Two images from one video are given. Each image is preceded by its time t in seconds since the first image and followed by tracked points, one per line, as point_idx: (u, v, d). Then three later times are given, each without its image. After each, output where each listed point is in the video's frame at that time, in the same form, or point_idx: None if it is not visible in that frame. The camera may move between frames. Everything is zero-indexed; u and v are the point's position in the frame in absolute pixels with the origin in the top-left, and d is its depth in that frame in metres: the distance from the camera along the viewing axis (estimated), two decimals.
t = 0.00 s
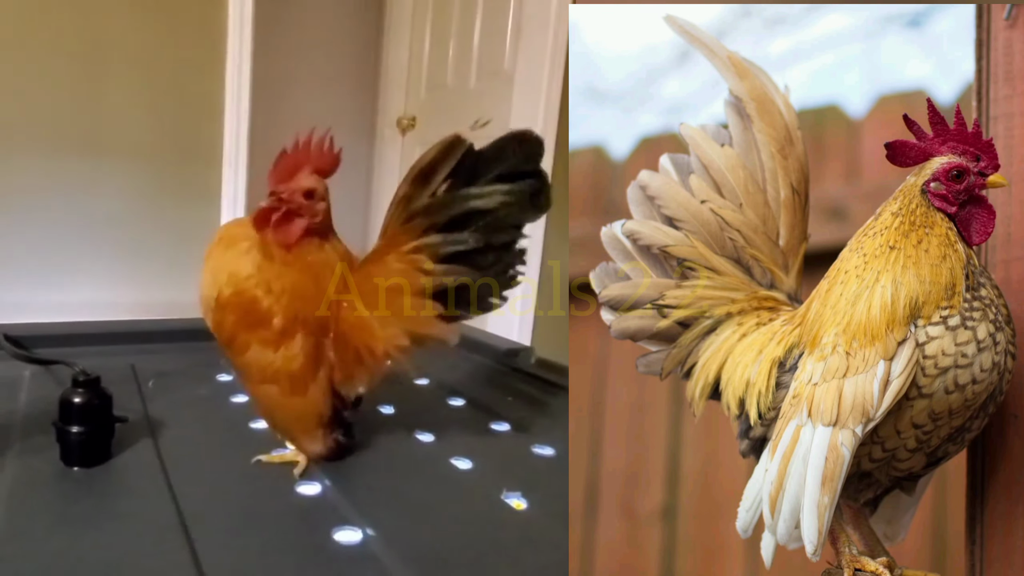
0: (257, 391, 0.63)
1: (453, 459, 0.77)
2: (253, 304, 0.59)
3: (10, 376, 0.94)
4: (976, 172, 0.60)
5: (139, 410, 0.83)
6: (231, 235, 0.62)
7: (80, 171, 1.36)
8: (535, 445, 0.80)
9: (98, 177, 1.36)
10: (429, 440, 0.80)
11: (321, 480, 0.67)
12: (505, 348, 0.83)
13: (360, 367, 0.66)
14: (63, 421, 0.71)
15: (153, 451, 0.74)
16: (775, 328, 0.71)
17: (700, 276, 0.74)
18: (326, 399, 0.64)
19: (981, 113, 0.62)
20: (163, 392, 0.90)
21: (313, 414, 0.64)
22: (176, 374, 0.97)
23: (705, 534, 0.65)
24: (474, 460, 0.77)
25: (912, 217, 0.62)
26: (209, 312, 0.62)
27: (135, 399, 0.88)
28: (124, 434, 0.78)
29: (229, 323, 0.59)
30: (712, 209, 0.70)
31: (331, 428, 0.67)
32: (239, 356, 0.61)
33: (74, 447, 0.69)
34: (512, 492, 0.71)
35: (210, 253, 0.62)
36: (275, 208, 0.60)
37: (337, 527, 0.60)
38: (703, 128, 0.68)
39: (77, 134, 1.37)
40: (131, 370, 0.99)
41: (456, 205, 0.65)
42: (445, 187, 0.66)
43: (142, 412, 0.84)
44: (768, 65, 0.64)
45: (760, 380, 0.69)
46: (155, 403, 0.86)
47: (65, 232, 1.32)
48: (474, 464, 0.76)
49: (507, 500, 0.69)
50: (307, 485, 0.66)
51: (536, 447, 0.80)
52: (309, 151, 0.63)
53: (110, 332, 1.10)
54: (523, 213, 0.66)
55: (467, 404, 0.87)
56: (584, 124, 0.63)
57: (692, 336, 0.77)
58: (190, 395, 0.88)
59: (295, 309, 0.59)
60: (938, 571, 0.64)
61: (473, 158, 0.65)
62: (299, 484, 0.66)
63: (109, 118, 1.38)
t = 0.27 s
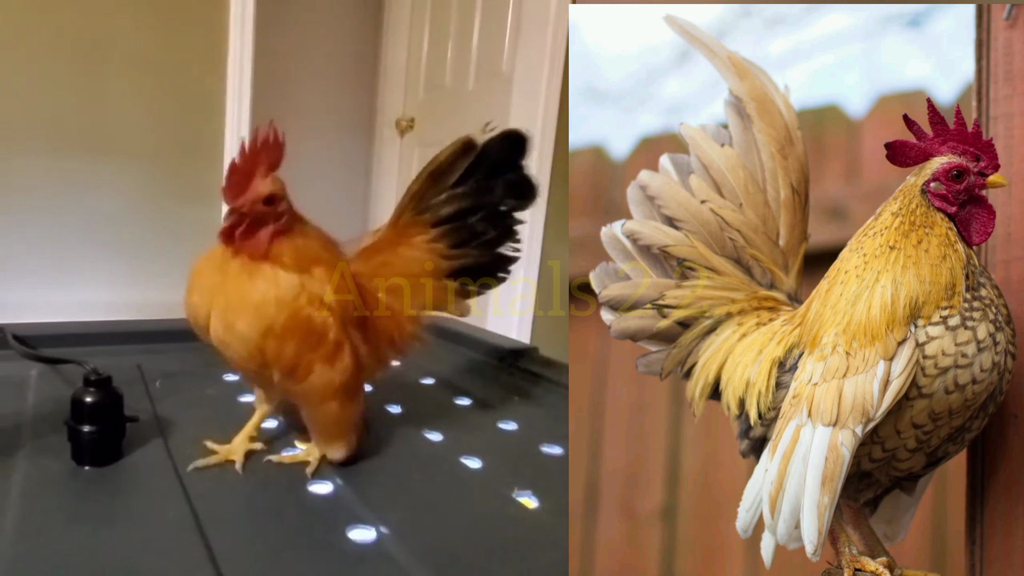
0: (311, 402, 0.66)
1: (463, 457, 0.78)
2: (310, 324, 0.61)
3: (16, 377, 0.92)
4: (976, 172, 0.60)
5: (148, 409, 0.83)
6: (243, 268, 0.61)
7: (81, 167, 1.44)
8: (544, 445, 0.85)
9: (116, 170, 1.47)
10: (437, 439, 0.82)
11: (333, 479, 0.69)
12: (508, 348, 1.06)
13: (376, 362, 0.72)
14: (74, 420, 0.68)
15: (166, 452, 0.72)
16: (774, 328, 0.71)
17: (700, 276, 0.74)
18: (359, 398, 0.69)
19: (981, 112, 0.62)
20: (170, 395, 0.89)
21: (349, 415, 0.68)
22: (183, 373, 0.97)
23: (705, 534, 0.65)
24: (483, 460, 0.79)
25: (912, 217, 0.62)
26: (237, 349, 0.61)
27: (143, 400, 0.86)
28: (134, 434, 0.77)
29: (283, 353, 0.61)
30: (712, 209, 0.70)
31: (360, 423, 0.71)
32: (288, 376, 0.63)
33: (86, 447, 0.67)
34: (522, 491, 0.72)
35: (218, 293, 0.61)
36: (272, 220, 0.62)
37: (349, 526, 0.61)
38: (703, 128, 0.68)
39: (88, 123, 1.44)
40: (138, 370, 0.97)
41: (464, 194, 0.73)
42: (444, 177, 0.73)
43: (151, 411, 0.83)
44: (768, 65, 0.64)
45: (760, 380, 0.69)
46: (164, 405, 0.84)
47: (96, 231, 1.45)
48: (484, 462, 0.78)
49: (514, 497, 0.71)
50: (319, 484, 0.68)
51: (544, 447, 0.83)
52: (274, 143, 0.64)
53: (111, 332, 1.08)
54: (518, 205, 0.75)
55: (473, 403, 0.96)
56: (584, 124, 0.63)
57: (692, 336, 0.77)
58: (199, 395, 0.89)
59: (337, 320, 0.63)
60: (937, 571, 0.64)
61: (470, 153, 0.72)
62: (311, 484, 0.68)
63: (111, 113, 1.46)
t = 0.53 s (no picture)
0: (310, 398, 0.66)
1: (463, 457, 0.78)
2: (306, 315, 0.63)
3: (16, 377, 0.93)
4: (977, 172, 0.60)
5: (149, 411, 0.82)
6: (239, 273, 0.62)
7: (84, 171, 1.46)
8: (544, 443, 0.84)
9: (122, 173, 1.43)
10: (438, 438, 0.82)
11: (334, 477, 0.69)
12: (507, 348, 1.08)
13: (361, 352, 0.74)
14: (76, 420, 0.68)
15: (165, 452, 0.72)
16: (775, 328, 0.71)
17: (700, 276, 0.75)
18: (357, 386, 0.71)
19: (982, 112, 0.62)
20: (171, 394, 0.88)
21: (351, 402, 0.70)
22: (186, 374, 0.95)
23: (705, 534, 0.65)
24: (485, 459, 0.79)
25: (911, 217, 0.62)
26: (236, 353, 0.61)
27: (143, 399, 0.86)
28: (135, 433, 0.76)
29: (287, 346, 0.62)
30: (712, 209, 0.71)
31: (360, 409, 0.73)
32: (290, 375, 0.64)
33: (86, 447, 0.67)
34: (523, 489, 0.72)
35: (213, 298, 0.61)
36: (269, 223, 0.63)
37: (354, 524, 0.61)
38: (703, 128, 0.68)
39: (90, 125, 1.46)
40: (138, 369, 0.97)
41: (405, 174, 0.78)
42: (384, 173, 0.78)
43: (152, 412, 0.82)
44: (769, 65, 0.64)
45: (760, 380, 0.69)
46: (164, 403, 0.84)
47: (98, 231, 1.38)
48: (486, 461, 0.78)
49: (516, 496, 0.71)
50: (322, 483, 0.68)
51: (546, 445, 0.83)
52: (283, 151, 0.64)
53: (111, 332, 1.06)
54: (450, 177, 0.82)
55: (474, 402, 0.96)
56: (584, 124, 0.62)
57: (692, 336, 0.78)
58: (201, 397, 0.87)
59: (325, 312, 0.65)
60: (938, 571, 0.64)
61: (400, 137, 0.78)
62: (315, 483, 0.68)
63: (114, 116, 1.47)
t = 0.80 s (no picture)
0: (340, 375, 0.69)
1: (471, 449, 0.78)
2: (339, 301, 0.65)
3: (28, 372, 0.92)
4: (977, 172, 0.60)
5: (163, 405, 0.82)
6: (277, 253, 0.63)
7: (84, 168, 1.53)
8: (549, 437, 0.84)
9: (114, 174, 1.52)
10: (444, 432, 0.81)
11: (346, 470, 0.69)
12: (510, 345, 1.07)
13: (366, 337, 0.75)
14: (92, 414, 0.67)
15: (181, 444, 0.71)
16: (775, 328, 0.72)
17: (700, 276, 0.74)
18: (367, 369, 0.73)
19: (982, 112, 0.62)
20: (182, 391, 0.88)
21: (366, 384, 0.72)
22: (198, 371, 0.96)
23: (705, 534, 0.65)
24: (493, 451, 0.79)
25: (912, 217, 0.62)
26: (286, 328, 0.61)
27: (154, 394, 0.86)
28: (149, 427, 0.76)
29: (326, 327, 0.63)
30: (712, 209, 0.70)
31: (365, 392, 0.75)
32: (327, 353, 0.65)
33: (104, 440, 0.66)
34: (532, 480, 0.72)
35: (256, 272, 0.61)
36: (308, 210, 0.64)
37: (366, 513, 0.61)
38: (703, 128, 0.67)
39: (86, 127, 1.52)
40: (149, 365, 0.97)
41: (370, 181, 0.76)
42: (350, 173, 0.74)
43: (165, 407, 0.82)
44: (768, 66, 0.64)
45: (760, 380, 0.69)
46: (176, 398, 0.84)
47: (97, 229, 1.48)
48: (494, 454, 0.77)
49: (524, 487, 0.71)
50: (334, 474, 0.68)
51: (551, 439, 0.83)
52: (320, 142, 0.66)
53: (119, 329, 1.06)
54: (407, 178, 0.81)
55: (478, 398, 0.94)
56: (583, 124, 0.63)
57: (692, 336, 0.77)
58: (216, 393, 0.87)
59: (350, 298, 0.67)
60: (937, 571, 0.64)
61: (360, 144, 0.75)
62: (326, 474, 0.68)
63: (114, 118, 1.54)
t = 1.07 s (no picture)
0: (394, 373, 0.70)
1: (478, 448, 0.78)
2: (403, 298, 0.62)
3: (34, 372, 0.92)
4: (976, 172, 0.61)
5: (168, 403, 0.82)
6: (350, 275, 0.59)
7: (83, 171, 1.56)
8: (555, 436, 0.83)
9: (109, 174, 1.58)
10: (450, 430, 0.81)
11: (355, 467, 0.69)
12: (514, 345, 1.07)
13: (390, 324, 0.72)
14: (101, 412, 0.68)
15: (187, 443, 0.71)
16: (775, 328, 0.72)
17: (700, 276, 0.74)
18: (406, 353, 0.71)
19: (982, 112, 0.62)
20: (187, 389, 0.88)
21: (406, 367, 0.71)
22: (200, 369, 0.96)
23: (705, 534, 0.65)
24: (499, 450, 0.78)
25: (911, 217, 0.63)
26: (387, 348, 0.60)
27: (161, 393, 0.86)
28: (157, 425, 0.76)
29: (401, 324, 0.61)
30: (712, 209, 0.71)
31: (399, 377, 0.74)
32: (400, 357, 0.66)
33: (111, 437, 0.67)
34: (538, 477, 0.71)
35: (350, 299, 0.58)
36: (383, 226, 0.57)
37: (376, 511, 0.61)
38: (703, 128, 0.67)
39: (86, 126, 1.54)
40: (154, 365, 0.97)
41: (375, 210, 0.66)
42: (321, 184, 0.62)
43: (170, 404, 0.82)
44: (769, 66, 0.64)
45: (760, 380, 0.69)
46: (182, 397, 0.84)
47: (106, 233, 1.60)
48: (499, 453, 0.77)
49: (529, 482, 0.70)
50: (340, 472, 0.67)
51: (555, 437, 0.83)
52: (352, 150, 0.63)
53: (125, 327, 1.07)
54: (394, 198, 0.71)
55: (483, 397, 0.94)
56: (583, 124, 0.63)
57: (692, 336, 0.77)
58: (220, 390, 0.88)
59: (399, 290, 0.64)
60: (937, 571, 0.64)
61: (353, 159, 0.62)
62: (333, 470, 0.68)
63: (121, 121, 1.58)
